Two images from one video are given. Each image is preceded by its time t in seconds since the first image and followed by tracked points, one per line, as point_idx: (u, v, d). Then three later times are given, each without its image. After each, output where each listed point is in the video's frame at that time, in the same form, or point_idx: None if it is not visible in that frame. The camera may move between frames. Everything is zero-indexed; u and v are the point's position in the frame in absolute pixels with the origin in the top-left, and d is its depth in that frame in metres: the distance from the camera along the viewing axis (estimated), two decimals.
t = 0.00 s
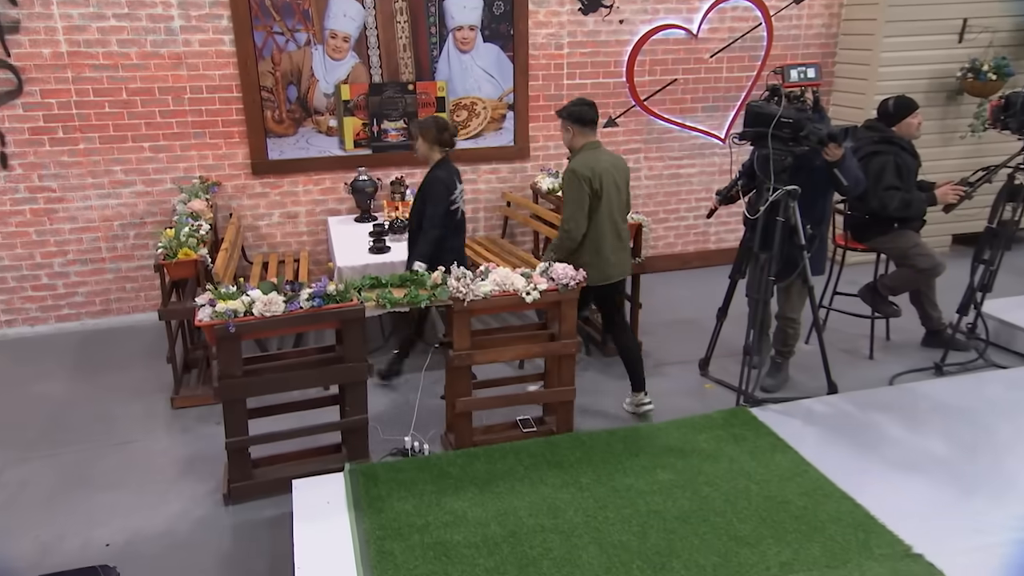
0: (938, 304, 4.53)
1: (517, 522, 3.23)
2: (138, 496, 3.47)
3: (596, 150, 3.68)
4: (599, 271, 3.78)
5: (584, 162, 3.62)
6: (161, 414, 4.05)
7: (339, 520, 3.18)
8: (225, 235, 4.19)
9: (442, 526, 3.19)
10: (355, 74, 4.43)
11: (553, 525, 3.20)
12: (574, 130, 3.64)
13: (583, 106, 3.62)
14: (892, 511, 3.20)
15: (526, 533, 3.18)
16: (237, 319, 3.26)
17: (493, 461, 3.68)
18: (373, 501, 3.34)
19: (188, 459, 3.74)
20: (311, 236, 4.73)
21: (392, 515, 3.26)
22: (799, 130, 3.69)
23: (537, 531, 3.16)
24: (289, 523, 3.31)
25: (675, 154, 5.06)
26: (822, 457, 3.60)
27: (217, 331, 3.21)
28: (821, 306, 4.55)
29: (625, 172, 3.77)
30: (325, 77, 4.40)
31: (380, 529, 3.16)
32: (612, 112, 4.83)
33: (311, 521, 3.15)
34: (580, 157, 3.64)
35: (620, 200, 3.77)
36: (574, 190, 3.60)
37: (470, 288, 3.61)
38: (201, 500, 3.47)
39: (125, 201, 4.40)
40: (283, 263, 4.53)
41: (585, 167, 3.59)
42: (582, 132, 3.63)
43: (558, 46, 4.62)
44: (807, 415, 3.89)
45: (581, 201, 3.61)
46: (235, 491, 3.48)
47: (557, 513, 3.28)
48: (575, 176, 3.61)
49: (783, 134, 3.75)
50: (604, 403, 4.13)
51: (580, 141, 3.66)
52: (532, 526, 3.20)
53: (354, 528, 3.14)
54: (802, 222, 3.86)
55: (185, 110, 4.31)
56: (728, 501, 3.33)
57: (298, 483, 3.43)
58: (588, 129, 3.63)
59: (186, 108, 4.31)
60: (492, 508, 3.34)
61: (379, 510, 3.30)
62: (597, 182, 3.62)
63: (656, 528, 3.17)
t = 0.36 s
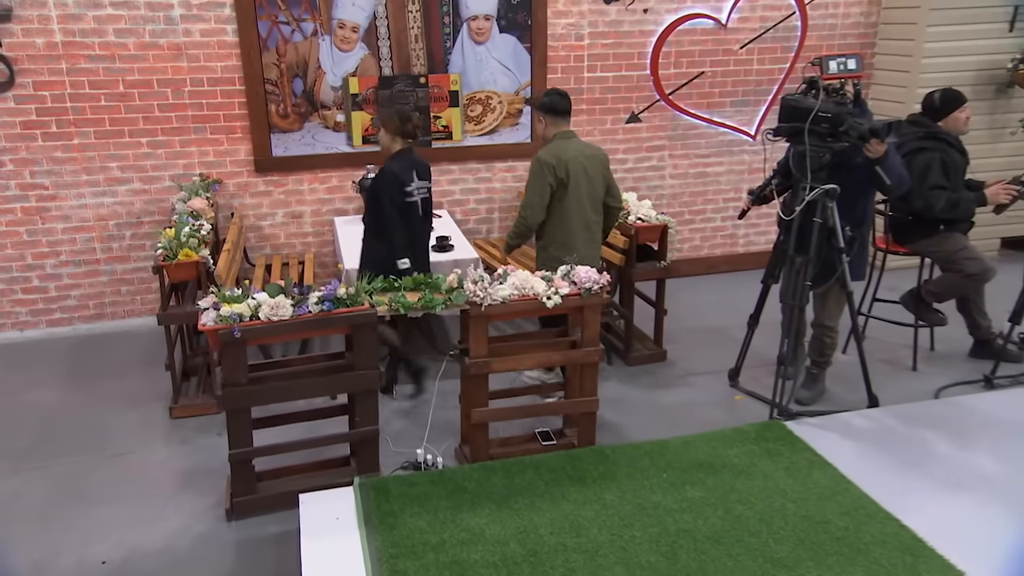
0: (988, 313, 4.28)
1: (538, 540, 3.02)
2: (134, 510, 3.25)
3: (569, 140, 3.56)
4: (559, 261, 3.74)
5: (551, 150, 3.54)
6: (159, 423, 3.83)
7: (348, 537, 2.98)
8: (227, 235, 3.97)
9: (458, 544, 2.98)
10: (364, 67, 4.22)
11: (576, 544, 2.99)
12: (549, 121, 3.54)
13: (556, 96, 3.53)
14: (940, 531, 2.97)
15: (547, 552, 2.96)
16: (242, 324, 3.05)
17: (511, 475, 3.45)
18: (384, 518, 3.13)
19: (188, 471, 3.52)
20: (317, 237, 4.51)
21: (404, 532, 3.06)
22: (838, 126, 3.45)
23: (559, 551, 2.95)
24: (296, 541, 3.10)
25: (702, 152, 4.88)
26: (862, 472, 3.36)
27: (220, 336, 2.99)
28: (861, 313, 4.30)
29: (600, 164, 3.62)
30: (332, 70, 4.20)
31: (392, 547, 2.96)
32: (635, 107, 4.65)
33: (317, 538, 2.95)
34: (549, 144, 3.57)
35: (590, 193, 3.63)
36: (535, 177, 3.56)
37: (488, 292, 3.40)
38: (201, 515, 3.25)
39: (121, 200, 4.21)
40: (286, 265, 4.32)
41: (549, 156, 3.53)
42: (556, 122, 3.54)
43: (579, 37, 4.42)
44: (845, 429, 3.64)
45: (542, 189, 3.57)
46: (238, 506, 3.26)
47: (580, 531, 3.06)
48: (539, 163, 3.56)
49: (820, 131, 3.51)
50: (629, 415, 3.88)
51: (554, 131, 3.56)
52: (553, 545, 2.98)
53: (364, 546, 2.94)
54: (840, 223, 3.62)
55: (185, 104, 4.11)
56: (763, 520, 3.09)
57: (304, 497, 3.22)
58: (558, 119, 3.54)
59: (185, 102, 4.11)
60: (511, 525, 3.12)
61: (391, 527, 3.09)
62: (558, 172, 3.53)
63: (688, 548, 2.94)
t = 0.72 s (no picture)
0: None
1: (564, 560, 2.83)
2: (136, 524, 3.06)
3: (555, 128, 3.53)
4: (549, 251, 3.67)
5: (541, 137, 3.49)
6: (162, 434, 3.61)
7: (363, 556, 2.79)
8: (234, 236, 3.77)
9: (479, 564, 2.80)
10: (378, 58, 4.05)
11: (604, 566, 2.79)
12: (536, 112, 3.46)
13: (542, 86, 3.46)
14: (1000, 558, 2.75)
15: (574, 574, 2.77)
16: (252, 327, 2.86)
17: (535, 490, 3.24)
18: (400, 534, 2.94)
19: (191, 484, 3.31)
20: (326, 239, 4.35)
21: (422, 549, 2.87)
22: (886, 121, 3.22)
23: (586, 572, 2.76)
24: (307, 559, 2.90)
25: (736, 149, 4.67)
26: (912, 493, 3.12)
27: (230, 339, 2.82)
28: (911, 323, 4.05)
29: (586, 152, 3.60)
30: (345, 61, 4.04)
31: (408, 567, 2.77)
32: (665, 101, 4.46)
33: (330, 557, 2.75)
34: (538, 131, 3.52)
35: (580, 181, 3.59)
36: (526, 163, 3.49)
37: (511, 296, 3.20)
38: (207, 530, 3.05)
39: (122, 197, 4.06)
40: (295, 268, 4.14)
41: (540, 143, 3.48)
42: (543, 111, 3.47)
43: (605, 27, 4.24)
44: (892, 444, 3.39)
45: (533, 176, 3.50)
46: (246, 520, 3.06)
47: (608, 551, 2.85)
48: (529, 150, 3.49)
49: (865, 127, 3.27)
50: (660, 427, 3.64)
51: (541, 120, 3.51)
52: (580, 566, 2.79)
53: (379, 565, 2.75)
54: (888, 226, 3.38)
55: (190, 96, 3.97)
56: (806, 542, 2.87)
57: (317, 511, 3.03)
58: (547, 109, 3.50)
59: (190, 94, 3.97)
60: (535, 544, 2.92)
61: (408, 544, 2.91)
62: (551, 159, 3.47)
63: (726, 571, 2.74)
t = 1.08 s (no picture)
0: None
1: None
2: (140, 539, 2.87)
3: (533, 126, 3.39)
4: (568, 247, 3.52)
5: (531, 138, 3.31)
6: (169, 443, 3.42)
7: None
8: (245, 235, 3.58)
9: None
10: (398, 48, 3.88)
11: None
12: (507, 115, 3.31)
13: (506, 87, 3.29)
14: None
15: None
16: (267, 331, 2.68)
17: (563, 507, 3.03)
18: (421, 553, 2.76)
19: (198, 496, 3.12)
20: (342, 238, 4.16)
21: (444, 569, 2.70)
22: (946, 115, 2.98)
23: None
24: None
25: (777, 145, 4.49)
26: (971, 515, 2.89)
27: (244, 344, 2.63)
28: (967, 335, 3.82)
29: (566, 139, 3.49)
30: (363, 51, 3.86)
31: None
32: (701, 94, 4.30)
33: None
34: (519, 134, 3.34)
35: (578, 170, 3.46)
36: (525, 168, 3.31)
37: (539, 300, 2.99)
38: (215, 546, 2.86)
39: (128, 194, 3.88)
40: (309, 269, 3.96)
41: (533, 145, 3.30)
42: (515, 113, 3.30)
43: (637, 16, 4.10)
44: (947, 462, 3.16)
45: (536, 179, 3.33)
46: (258, 535, 2.86)
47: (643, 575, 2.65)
48: (521, 156, 3.31)
49: (921, 121, 3.03)
50: (697, 441, 3.41)
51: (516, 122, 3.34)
52: None
53: None
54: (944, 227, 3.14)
55: (200, 89, 3.79)
56: (857, 568, 2.65)
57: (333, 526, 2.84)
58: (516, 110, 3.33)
59: (200, 86, 3.79)
60: (564, 564, 2.73)
61: (429, 563, 2.73)
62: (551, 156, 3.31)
63: None
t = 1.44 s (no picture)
0: None
1: None
2: (138, 559, 2.67)
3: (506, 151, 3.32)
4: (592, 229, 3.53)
5: (521, 156, 3.26)
6: (171, 456, 3.22)
7: None
8: (253, 235, 3.38)
9: None
10: (414, 38, 3.69)
11: None
12: (483, 154, 3.19)
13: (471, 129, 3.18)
14: None
15: None
16: (278, 338, 2.48)
17: (591, 527, 2.81)
18: None
19: (201, 512, 2.92)
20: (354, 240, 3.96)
21: None
22: (1009, 107, 2.74)
23: None
24: None
25: (819, 142, 4.27)
26: None
27: (253, 351, 2.44)
28: None
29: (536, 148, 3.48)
30: (378, 42, 3.67)
31: None
32: (737, 87, 4.09)
33: None
34: (505, 165, 3.25)
35: (565, 166, 3.46)
36: (533, 186, 3.24)
37: (566, 305, 2.77)
38: (218, 567, 2.66)
39: (129, 192, 3.68)
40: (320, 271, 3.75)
41: (527, 166, 3.24)
42: (491, 151, 3.19)
43: (670, 4, 3.90)
44: (1007, 485, 2.93)
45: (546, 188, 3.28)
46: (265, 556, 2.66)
47: None
48: (523, 178, 3.23)
49: (980, 115, 2.79)
50: (733, 457, 3.20)
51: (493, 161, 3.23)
52: None
53: None
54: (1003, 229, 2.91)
55: (205, 81, 3.60)
56: None
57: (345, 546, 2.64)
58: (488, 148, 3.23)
59: (206, 78, 3.59)
60: None
61: None
62: (545, 167, 3.28)
63: None
